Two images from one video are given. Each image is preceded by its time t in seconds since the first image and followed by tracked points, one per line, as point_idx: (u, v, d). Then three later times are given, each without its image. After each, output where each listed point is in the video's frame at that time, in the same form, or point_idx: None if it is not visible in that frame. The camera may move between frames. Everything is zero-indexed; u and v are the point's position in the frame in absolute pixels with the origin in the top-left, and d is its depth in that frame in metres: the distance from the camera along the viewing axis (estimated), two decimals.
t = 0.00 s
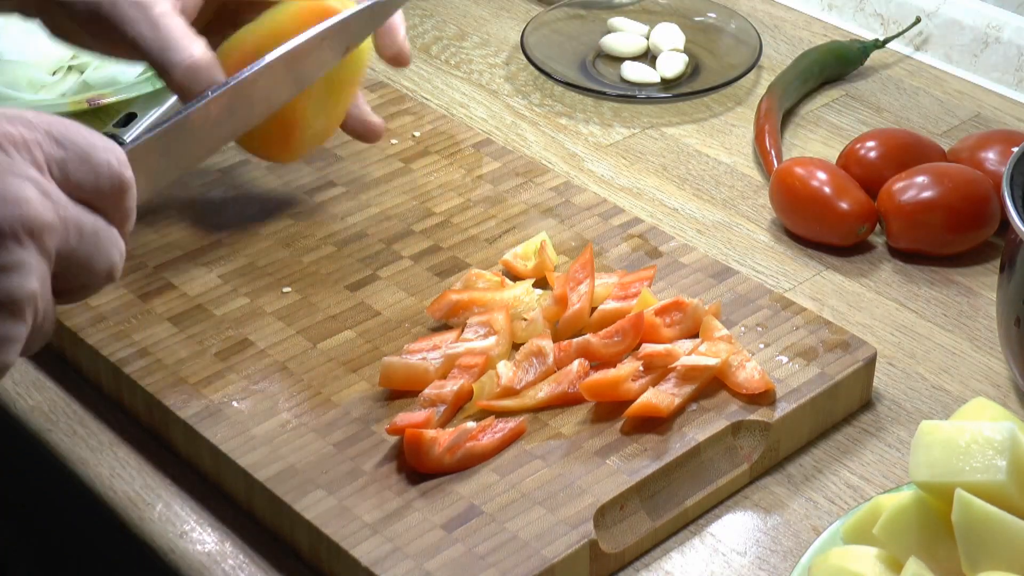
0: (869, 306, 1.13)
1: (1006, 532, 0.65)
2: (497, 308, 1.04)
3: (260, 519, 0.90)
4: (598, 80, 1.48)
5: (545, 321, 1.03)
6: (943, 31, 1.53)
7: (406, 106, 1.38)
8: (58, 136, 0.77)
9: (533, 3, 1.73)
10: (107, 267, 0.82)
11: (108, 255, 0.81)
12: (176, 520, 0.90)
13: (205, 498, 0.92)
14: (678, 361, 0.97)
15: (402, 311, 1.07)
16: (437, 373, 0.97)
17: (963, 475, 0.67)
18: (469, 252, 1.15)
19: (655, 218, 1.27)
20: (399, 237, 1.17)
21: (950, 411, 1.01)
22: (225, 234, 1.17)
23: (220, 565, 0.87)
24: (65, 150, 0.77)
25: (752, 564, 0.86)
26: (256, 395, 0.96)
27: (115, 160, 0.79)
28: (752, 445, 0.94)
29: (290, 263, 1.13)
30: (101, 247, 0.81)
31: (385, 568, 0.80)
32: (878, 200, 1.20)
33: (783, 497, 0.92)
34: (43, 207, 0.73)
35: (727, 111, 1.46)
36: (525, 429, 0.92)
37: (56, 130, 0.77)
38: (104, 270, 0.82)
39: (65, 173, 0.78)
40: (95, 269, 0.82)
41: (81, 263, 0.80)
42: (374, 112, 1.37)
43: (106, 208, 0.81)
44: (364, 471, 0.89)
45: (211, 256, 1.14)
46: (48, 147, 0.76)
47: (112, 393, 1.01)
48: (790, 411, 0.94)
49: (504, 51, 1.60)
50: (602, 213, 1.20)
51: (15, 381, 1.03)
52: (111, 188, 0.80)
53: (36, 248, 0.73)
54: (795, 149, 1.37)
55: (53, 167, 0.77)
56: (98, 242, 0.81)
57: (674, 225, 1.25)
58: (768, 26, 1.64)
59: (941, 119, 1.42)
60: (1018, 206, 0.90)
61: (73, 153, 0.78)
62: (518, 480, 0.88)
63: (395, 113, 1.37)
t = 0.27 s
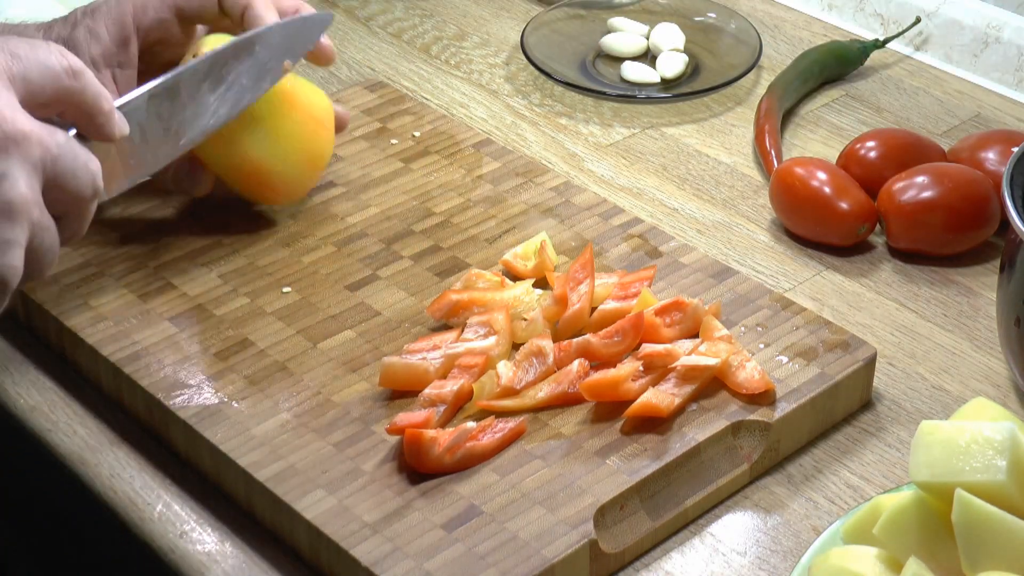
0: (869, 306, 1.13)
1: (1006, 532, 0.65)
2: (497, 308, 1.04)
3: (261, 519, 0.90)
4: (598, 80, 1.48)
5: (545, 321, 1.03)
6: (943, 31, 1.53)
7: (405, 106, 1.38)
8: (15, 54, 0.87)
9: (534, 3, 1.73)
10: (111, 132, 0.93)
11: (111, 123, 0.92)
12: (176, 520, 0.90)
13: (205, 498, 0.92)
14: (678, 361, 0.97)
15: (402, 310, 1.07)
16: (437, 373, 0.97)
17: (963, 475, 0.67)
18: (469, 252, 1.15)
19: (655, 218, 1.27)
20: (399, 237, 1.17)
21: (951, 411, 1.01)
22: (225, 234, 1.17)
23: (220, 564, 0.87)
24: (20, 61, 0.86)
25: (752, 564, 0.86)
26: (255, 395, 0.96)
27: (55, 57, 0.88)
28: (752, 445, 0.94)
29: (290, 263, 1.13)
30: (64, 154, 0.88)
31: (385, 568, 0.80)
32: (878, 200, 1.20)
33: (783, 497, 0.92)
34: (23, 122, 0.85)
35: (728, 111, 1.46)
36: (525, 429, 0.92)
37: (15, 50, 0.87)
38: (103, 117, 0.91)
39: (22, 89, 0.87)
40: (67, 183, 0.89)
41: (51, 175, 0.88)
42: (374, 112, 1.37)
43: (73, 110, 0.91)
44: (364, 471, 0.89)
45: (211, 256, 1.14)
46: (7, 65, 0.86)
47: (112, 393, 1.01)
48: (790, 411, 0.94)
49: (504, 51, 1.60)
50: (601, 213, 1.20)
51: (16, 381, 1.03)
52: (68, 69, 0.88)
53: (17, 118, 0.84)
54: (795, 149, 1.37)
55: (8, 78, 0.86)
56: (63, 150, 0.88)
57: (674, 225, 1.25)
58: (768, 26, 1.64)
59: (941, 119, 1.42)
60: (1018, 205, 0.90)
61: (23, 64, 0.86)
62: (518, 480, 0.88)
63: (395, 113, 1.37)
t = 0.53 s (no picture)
0: (869, 306, 1.13)
1: (1006, 533, 0.65)
2: (497, 308, 1.04)
3: (261, 519, 0.90)
4: (598, 80, 1.48)
5: (545, 321, 1.03)
6: (943, 31, 1.53)
7: (405, 106, 1.38)
8: (56, 46, 0.92)
9: (534, 3, 1.73)
10: (134, 126, 1.00)
11: (133, 120, 0.99)
12: (176, 520, 0.90)
13: (206, 498, 0.92)
14: (678, 361, 0.97)
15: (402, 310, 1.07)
16: (437, 373, 0.97)
17: (963, 476, 0.67)
18: (469, 252, 1.15)
19: (655, 218, 1.26)
20: (399, 237, 1.17)
21: (951, 411, 1.01)
22: (224, 234, 1.17)
23: (220, 565, 0.87)
24: (63, 55, 0.92)
25: (752, 564, 0.86)
26: (255, 395, 0.96)
27: (97, 51, 0.94)
28: (752, 444, 0.94)
29: (290, 263, 1.13)
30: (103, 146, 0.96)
31: (385, 568, 0.80)
32: (878, 200, 1.20)
33: (783, 497, 0.92)
34: (67, 110, 0.92)
35: (728, 111, 1.46)
36: (525, 429, 0.92)
37: (57, 44, 0.92)
38: (124, 114, 0.98)
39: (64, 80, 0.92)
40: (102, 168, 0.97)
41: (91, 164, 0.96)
42: (374, 112, 1.37)
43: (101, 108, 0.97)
44: (364, 471, 0.89)
45: (211, 256, 1.14)
46: (49, 58, 0.91)
47: (112, 393, 1.01)
48: (790, 411, 0.94)
49: (504, 51, 1.60)
50: (601, 213, 1.20)
51: (16, 382, 1.03)
52: (96, 72, 0.93)
53: (61, 112, 0.91)
54: (795, 149, 1.37)
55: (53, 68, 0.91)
56: (108, 148, 0.97)
57: (674, 225, 1.25)
58: (769, 26, 1.64)
59: (941, 119, 1.42)
60: (1018, 205, 0.90)
61: (63, 60, 0.92)
62: (518, 480, 0.88)
63: (395, 113, 1.37)
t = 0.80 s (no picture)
0: (869, 306, 1.13)
1: (1006, 533, 0.65)
2: (497, 308, 1.04)
3: (261, 519, 0.89)
4: (598, 80, 1.48)
5: (545, 321, 1.03)
6: (943, 31, 1.53)
7: (405, 106, 1.38)
8: None
9: (533, 3, 1.73)
10: (112, 36, 0.88)
11: (109, 28, 0.88)
12: (176, 520, 0.90)
13: (206, 498, 0.92)
14: (678, 361, 0.97)
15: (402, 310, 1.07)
16: (437, 373, 0.97)
17: (963, 476, 0.67)
18: (469, 252, 1.15)
19: (655, 218, 1.27)
20: (399, 237, 1.17)
21: (951, 411, 1.01)
22: (224, 234, 1.17)
23: (220, 564, 0.87)
24: None
25: (752, 564, 0.86)
26: (255, 394, 0.96)
27: None
28: (752, 444, 0.94)
29: (291, 263, 1.13)
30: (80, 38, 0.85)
31: (386, 568, 0.80)
32: (878, 200, 1.20)
33: (784, 497, 0.92)
34: (38, 13, 0.81)
35: (728, 111, 1.46)
36: (525, 429, 0.92)
37: None
38: (99, 22, 0.87)
39: None
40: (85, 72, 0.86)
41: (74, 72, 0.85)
42: (374, 112, 1.37)
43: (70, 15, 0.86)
44: (364, 471, 0.89)
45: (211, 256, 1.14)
46: None
47: (111, 393, 1.01)
48: (790, 411, 0.94)
49: (504, 51, 1.60)
50: (601, 213, 1.20)
51: (16, 382, 1.03)
52: None
53: (27, 11, 0.79)
54: (795, 149, 1.37)
55: None
56: (83, 47, 0.85)
57: (674, 225, 1.25)
58: (769, 26, 1.64)
59: (941, 119, 1.42)
60: (1018, 205, 0.90)
61: None
62: (518, 480, 0.88)
63: (395, 113, 1.37)
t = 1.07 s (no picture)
0: (868, 306, 1.13)
1: (1007, 532, 0.65)
2: (497, 308, 1.04)
3: (261, 519, 0.90)
4: (598, 80, 1.48)
5: (545, 321, 1.03)
6: (943, 31, 1.53)
7: (405, 106, 1.38)
8: (101, 7, 0.77)
9: (533, 3, 1.73)
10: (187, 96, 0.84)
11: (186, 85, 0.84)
12: (176, 520, 0.90)
13: (205, 498, 0.92)
14: (678, 361, 0.97)
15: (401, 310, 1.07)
16: (437, 373, 0.97)
17: (963, 476, 0.67)
18: (469, 252, 1.16)
19: (655, 218, 1.27)
20: (399, 237, 1.17)
21: (951, 411, 1.01)
22: (224, 233, 1.17)
23: (220, 565, 0.87)
24: (112, 16, 0.77)
25: (752, 564, 0.86)
26: (255, 395, 0.96)
27: (146, 18, 0.79)
28: (752, 444, 0.94)
29: (291, 263, 1.13)
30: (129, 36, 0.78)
31: (386, 568, 0.80)
32: (878, 200, 1.20)
33: (783, 497, 0.92)
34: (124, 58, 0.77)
35: (728, 111, 1.46)
36: (525, 429, 0.92)
37: (106, 6, 0.77)
38: (175, 80, 0.83)
39: (116, 39, 0.77)
40: (161, 125, 0.80)
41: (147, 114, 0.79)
42: (374, 112, 1.37)
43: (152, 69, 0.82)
44: (364, 471, 0.89)
45: (211, 256, 1.14)
46: (101, 18, 0.76)
47: (112, 393, 1.01)
48: (790, 411, 0.94)
49: (504, 51, 1.60)
50: (601, 213, 1.21)
51: (15, 382, 1.03)
52: (147, 27, 0.79)
53: (116, 55, 0.75)
54: (795, 149, 1.37)
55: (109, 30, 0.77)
56: (160, 94, 0.79)
57: (674, 225, 1.25)
58: (768, 26, 1.64)
59: (941, 119, 1.42)
60: (1018, 205, 0.89)
61: (115, 24, 0.77)
62: (518, 480, 0.88)
63: (395, 113, 1.37)
